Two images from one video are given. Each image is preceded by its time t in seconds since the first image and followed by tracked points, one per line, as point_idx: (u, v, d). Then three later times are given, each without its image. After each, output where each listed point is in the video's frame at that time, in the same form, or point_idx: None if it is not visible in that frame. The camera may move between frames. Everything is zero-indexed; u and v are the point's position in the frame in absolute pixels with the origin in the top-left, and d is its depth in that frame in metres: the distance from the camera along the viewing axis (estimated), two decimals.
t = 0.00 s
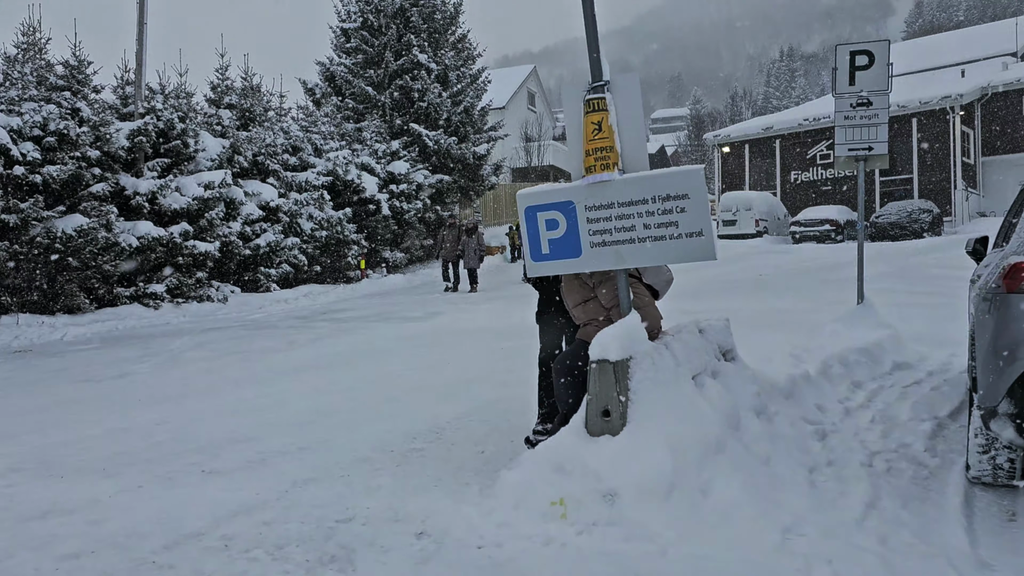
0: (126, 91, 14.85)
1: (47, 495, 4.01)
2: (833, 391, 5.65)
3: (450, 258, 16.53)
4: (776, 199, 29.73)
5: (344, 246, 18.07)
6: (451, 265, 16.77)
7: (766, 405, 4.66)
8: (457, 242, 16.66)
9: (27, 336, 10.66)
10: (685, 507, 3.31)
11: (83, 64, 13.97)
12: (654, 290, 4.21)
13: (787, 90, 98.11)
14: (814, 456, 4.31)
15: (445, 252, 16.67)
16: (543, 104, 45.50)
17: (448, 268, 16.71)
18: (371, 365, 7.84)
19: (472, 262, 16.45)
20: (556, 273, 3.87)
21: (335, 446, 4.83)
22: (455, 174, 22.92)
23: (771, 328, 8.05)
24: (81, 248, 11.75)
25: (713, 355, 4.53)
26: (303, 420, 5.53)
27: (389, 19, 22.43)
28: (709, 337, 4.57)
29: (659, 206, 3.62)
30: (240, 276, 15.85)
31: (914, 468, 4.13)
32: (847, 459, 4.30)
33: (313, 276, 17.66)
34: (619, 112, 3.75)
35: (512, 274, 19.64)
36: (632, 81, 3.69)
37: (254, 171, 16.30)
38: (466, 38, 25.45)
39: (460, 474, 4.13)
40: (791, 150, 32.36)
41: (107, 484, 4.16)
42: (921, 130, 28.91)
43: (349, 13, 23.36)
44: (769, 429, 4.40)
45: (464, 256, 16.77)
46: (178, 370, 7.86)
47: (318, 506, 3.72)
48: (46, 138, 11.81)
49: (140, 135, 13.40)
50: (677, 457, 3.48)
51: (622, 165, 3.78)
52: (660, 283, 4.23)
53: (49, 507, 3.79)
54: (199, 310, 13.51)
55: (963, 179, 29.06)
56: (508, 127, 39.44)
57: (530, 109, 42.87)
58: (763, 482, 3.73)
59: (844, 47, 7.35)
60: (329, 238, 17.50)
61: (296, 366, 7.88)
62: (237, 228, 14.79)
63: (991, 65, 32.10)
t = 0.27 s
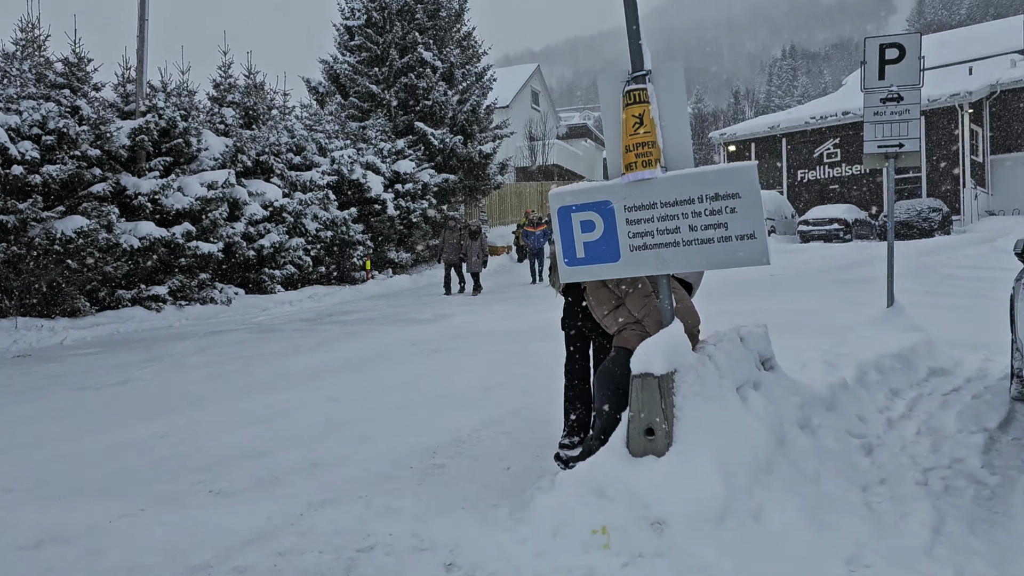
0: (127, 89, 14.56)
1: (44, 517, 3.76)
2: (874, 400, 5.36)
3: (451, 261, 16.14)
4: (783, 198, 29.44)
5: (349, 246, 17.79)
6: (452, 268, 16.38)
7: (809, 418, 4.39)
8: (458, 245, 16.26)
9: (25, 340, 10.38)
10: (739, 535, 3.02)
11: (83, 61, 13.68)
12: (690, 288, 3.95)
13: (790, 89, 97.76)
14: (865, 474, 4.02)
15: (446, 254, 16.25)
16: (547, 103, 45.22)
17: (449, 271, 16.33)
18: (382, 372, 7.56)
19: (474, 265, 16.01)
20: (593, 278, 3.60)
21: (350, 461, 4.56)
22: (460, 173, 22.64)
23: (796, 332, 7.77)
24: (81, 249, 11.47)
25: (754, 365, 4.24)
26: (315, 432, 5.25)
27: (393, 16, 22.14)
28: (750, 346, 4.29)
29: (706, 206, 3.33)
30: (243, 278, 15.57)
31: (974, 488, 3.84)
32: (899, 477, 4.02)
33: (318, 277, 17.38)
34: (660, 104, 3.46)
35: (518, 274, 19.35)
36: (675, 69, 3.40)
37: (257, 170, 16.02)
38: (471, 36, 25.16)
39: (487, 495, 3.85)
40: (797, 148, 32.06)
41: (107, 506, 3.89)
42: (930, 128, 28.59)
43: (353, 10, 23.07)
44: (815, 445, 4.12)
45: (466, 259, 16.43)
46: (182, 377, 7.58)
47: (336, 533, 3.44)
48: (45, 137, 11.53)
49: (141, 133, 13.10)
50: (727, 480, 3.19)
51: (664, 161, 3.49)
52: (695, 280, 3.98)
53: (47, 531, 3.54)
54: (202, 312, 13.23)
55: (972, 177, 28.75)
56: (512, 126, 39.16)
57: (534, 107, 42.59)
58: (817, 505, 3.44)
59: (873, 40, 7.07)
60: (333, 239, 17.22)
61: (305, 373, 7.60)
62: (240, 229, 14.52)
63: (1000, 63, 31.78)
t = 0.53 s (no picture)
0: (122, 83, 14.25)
1: (28, 530, 3.48)
2: (908, 402, 5.10)
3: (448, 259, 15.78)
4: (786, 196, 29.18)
5: (348, 243, 17.48)
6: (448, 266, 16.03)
7: (848, 421, 4.11)
8: (456, 242, 15.89)
9: (16, 339, 10.07)
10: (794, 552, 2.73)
11: (77, 53, 13.37)
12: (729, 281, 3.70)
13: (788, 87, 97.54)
14: (913, 483, 3.75)
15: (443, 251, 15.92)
16: (547, 101, 44.94)
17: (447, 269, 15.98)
18: (387, 371, 7.28)
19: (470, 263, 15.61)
20: (625, 271, 3.33)
21: (358, 467, 4.29)
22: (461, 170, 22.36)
23: (817, 330, 7.50)
24: (74, 246, 11.17)
25: (791, 365, 3.97)
26: (320, 436, 4.97)
27: (394, 10, 21.82)
28: (786, 345, 4.00)
29: (750, 192, 3.05)
30: (241, 275, 15.28)
31: None
32: (949, 486, 3.75)
33: (317, 274, 17.08)
34: (699, 81, 3.18)
35: (519, 274, 19.09)
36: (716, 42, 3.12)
37: (255, 166, 15.72)
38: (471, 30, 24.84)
39: (508, 506, 3.58)
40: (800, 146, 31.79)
41: (97, 518, 3.61)
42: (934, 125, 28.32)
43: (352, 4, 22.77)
44: (857, 450, 3.85)
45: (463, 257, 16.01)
46: (178, 377, 7.30)
47: (346, 548, 3.17)
48: (37, 130, 11.23)
49: (136, 127, 12.80)
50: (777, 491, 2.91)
51: (703, 143, 3.21)
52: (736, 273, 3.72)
53: (30, 545, 3.27)
54: (199, 311, 12.94)
55: (977, 176, 28.49)
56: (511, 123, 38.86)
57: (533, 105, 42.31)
58: (872, 520, 3.15)
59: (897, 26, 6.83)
60: (333, 236, 16.93)
61: (306, 373, 7.32)
62: (237, 225, 14.22)
63: (1004, 60, 31.51)
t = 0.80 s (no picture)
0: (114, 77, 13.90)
1: (6, 560, 3.17)
2: (945, 414, 4.83)
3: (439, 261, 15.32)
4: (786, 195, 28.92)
5: (346, 241, 17.15)
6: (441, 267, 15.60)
7: (891, 439, 3.84)
8: (448, 242, 15.42)
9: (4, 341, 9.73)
10: None
11: (67, 46, 13.02)
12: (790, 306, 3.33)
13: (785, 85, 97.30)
14: (966, 508, 3.48)
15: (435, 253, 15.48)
16: (544, 98, 44.61)
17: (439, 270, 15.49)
18: (390, 377, 6.99)
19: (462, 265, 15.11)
20: (662, 279, 3.04)
21: (365, 486, 4.00)
22: (459, 167, 22.04)
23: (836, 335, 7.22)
24: (65, 245, 10.83)
25: (833, 378, 3.69)
26: (323, 450, 4.68)
27: (391, 5, 21.48)
28: (827, 357, 3.72)
29: (805, 194, 2.76)
30: (236, 275, 14.95)
31: None
32: (1004, 511, 3.48)
33: (313, 273, 16.75)
34: (746, 72, 2.89)
35: (518, 274, 18.78)
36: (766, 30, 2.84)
37: (250, 163, 15.40)
38: (470, 25, 24.51)
39: (531, 534, 3.30)
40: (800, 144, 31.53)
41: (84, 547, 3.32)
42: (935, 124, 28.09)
43: None
44: (905, 471, 3.58)
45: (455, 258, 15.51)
46: (172, 383, 6.99)
47: None
48: (26, 126, 10.87)
49: (129, 122, 12.46)
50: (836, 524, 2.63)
51: (750, 139, 2.92)
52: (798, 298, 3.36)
53: None
54: (193, 311, 12.61)
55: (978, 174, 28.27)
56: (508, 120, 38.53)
57: (530, 101, 41.99)
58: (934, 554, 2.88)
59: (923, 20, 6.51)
60: (330, 234, 16.60)
61: (306, 379, 7.02)
62: (233, 223, 13.89)
63: (1006, 58, 31.28)
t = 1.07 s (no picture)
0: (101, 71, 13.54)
1: None
2: (982, 416, 4.59)
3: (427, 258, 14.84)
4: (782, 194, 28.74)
5: (339, 240, 16.82)
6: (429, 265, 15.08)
7: (938, 444, 3.59)
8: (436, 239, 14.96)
9: None
10: None
11: (53, 38, 12.65)
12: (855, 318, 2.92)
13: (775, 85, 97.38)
14: None
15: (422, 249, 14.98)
16: (537, 96, 44.35)
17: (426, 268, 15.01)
18: (391, 378, 6.70)
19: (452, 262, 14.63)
20: (706, 271, 2.77)
21: (375, 496, 3.72)
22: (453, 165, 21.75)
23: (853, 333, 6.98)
24: (51, 242, 10.48)
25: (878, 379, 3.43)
26: (327, 456, 4.39)
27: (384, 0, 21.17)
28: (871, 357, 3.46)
29: (869, 176, 2.51)
30: (227, 274, 14.61)
31: None
32: None
33: (306, 272, 16.42)
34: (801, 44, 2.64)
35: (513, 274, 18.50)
36: None
37: (241, 159, 15.08)
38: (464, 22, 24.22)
39: (561, 550, 3.02)
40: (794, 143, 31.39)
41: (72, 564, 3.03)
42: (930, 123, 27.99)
43: None
44: (959, 479, 3.32)
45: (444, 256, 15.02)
46: (163, 385, 6.68)
47: None
48: (11, 119, 10.51)
49: (117, 116, 12.11)
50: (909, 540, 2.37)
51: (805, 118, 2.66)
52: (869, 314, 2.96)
53: None
54: (184, 310, 12.27)
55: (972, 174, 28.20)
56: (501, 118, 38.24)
57: (522, 100, 41.72)
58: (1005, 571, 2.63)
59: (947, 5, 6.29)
60: (323, 232, 16.27)
61: (304, 380, 6.73)
62: (224, 220, 13.55)
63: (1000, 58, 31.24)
